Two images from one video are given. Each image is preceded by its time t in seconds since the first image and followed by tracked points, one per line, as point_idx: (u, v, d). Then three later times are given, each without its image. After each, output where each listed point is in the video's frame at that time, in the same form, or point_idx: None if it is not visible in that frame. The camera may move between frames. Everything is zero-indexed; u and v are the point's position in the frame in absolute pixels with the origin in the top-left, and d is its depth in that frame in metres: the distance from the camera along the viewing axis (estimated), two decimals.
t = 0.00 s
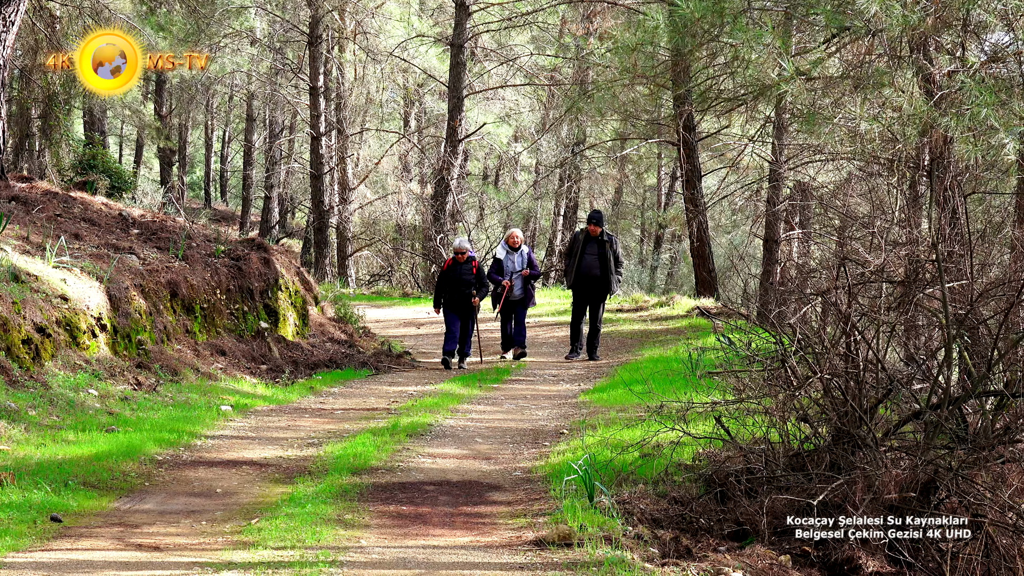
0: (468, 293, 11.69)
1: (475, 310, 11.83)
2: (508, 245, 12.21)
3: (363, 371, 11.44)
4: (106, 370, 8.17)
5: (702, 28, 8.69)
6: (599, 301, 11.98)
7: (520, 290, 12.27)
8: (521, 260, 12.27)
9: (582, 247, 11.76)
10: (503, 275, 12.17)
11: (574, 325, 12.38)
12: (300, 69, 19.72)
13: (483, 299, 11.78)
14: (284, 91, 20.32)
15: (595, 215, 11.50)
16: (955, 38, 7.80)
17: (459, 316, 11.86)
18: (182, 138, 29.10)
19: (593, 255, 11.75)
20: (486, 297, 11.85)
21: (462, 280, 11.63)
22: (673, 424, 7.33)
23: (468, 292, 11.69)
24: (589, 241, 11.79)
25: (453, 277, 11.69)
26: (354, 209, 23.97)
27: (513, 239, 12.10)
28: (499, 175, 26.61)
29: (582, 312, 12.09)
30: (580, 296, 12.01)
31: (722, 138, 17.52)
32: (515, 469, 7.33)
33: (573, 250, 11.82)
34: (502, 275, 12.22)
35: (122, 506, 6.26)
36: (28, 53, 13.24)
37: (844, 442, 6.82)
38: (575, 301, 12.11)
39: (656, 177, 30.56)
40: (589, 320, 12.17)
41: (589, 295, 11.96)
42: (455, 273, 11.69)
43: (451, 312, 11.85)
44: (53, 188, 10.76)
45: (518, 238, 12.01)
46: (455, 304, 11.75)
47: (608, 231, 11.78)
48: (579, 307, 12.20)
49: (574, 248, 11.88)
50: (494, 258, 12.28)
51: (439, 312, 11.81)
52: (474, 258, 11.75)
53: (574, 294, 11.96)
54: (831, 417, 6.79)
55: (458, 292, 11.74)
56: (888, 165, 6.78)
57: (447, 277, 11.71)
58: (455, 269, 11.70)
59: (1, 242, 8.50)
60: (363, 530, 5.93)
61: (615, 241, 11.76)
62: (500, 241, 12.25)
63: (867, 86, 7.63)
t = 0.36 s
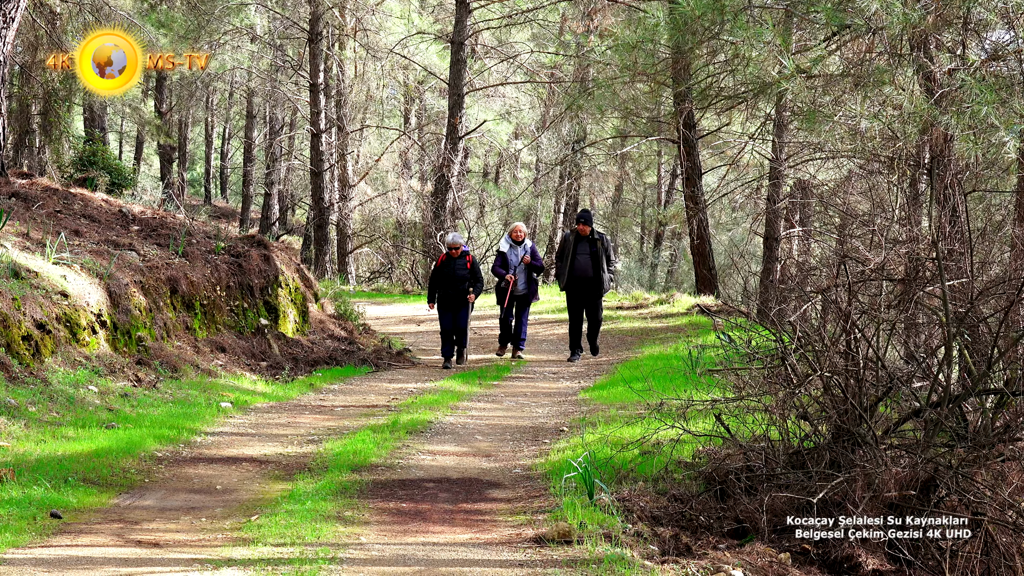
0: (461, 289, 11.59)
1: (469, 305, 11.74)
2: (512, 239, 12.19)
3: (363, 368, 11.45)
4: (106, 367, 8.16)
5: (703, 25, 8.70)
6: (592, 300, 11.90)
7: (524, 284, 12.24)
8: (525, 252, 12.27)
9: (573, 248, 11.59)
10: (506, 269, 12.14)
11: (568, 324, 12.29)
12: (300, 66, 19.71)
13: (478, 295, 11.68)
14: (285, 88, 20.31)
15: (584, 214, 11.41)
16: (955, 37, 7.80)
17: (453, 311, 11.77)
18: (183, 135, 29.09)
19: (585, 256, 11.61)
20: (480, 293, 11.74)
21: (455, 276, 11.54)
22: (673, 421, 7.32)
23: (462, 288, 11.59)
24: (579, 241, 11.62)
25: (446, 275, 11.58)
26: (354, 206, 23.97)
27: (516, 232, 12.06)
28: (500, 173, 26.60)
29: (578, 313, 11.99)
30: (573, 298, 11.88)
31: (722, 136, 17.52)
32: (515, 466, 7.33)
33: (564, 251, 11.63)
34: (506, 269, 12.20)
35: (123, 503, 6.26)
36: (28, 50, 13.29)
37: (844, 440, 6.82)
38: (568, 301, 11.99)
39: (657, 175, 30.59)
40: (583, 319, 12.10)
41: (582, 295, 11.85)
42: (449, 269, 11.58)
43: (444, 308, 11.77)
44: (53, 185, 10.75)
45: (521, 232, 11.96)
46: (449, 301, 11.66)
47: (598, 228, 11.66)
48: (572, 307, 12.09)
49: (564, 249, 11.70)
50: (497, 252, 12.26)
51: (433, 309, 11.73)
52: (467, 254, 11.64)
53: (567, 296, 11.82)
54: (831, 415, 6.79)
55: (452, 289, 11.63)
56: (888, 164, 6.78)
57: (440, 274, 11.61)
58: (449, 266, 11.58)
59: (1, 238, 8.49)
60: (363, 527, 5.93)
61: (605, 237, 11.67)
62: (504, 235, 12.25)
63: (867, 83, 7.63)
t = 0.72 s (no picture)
0: (465, 294, 11.55)
1: (473, 312, 11.70)
2: (510, 245, 12.09)
3: (368, 369, 11.46)
4: (111, 367, 8.17)
5: (709, 28, 8.71)
6: (593, 307, 11.79)
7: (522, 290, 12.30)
8: (522, 260, 12.22)
9: (576, 251, 11.59)
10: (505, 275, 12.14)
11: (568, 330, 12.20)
12: (305, 66, 19.74)
13: (481, 303, 11.64)
14: (290, 89, 20.34)
15: (592, 218, 11.43)
16: (961, 38, 7.73)
17: (457, 318, 11.74)
18: (188, 135, 29.14)
19: (588, 260, 11.59)
20: (484, 301, 11.70)
21: (460, 281, 11.54)
22: (678, 423, 7.30)
23: (466, 294, 11.56)
24: (583, 245, 11.63)
25: (451, 278, 11.61)
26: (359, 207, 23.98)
27: (515, 239, 11.98)
28: (504, 173, 26.59)
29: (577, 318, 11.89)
30: (574, 302, 11.81)
31: (728, 137, 17.52)
32: (519, 468, 7.33)
33: (567, 254, 11.62)
34: (504, 275, 12.21)
35: (127, 503, 6.26)
36: (34, 49, 13.29)
37: (849, 443, 6.84)
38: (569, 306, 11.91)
39: (662, 176, 30.58)
40: (583, 326, 11.98)
41: (583, 300, 11.77)
42: (454, 273, 11.61)
43: (448, 313, 11.76)
44: (58, 184, 10.77)
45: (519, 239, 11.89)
46: (453, 305, 11.65)
47: (603, 235, 11.65)
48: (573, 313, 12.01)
49: (567, 252, 11.69)
50: (495, 258, 12.19)
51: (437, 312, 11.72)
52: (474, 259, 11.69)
53: (568, 300, 11.75)
54: (836, 417, 6.80)
55: (456, 293, 11.63)
56: (894, 166, 6.77)
57: (446, 277, 11.65)
58: (455, 270, 11.63)
59: (7, 238, 8.50)
60: (367, 528, 5.93)
61: (610, 244, 11.64)
62: (502, 241, 12.10)
63: (872, 86, 7.60)
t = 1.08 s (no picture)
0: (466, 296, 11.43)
1: (475, 315, 11.58)
2: (503, 244, 11.97)
3: (367, 373, 11.35)
4: (105, 371, 8.04)
5: (714, 27, 8.58)
6: (596, 307, 11.67)
7: (514, 290, 12.00)
8: (515, 259, 11.98)
9: (579, 250, 11.50)
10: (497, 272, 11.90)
11: (571, 330, 12.05)
12: (304, 65, 19.61)
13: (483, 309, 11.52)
14: (289, 88, 20.20)
15: (595, 215, 11.29)
16: (969, 39, 7.69)
17: (457, 321, 11.60)
18: (185, 135, 28.97)
19: (591, 258, 11.46)
20: (486, 304, 11.58)
21: (460, 281, 11.39)
22: (682, 429, 7.16)
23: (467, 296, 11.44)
24: (587, 243, 11.49)
25: (451, 278, 11.43)
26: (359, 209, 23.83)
27: (507, 236, 11.86)
28: (506, 176, 26.46)
29: (579, 318, 11.79)
30: (576, 301, 11.73)
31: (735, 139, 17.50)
32: (520, 474, 7.19)
33: (570, 252, 11.55)
34: (495, 273, 11.96)
35: (121, 509, 6.13)
36: (30, 48, 13.18)
37: (857, 449, 6.72)
38: (572, 305, 11.82)
39: (667, 178, 30.42)
40: (585, 327, 11.85)
41: (586, 299, 11.66)
42: (454, 273, 11.43)
43: (449, 315, 11.60)
44: (53, 184, 10.65)
45: (512, 235, 11.78)
46: (454, 307, 11.52)
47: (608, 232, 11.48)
48: (576, 313, 11.92)
49: (571, 250, 11.62)
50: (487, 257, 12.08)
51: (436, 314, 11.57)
52: (474, 259, 11.49)
53: (570, 299, 11.68)
54: (843, 423, 6.68)
55: (456, 294, 11.49)
56: (902, 167, 6.65)
57: (445, 277, 11.46)
58: (455, 270, 11.43)
59: (1, 239, 8.38)
60: (365, 535, 5.80)
61: (615, 242, 11.45)
62: (495, 240, 12.04)
63: (880, 85, 7.48)
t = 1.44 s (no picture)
0: (456, 310, 10.85)
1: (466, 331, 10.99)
2: (505, 257, 11.48)
3: (360, 393, 10.90)
4: (79, 390, 7.56)
5: (733, 21, 8.13)
6: (601, 325, 10.97)
7: (510, 309, 11.43)
8: (516, 275, 11.49)
9: (577, 265, 10.82)
10: (494, 286, 11.42)
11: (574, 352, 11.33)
12: (292, 61, 19.08)
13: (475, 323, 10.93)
14: (275, 86, 19.66)
15: (590, 226, 10.64)
16: (1008, 35, 7.11)
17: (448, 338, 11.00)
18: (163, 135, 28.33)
19: (590, 273, 10.79)
20: (478, 318, 11.00)
21: (449, 294, 10.83)
22: (698, 453, 6.68)
23: (457, 310, 10.86)
24: (584, 258, 10.84)
25: (439, 292, 10.88)
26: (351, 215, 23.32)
27: (510, 249, 11.39)
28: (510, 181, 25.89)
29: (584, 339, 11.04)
30: (578, 322, 10.98)
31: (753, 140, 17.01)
32: (525, 501, 6.72)
33: (568, 268, 10.87)
34: (495, 287, 11.48)
35: (96, 539, 5.65)
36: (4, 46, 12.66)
37: (887, 475, 6.24)
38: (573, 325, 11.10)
39: (680, 183, 29.94)
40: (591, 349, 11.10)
41: (589, 319, 10.94)
42: (442, 286, 10.88)
43: (438, 332, 11.00)
44: (26, 190, 10.15)
45: (514, 247, 11.31)
46: (443, 324, 10.91)
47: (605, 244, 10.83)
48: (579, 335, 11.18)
49: (568, 266, 10.94)
50: (488, 270, 11.60)
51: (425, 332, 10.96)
52: (465, 271, 10.96)
53: (571, 321, 10.93)
54: (872, 447, 6.20)
55: (445, 310, 10.90)
56: (935, 172, 6.15)
57: (433, 291, 10.92)
58: (443, 283, 10.89)
59: None
60: (358, 567, 5.32)
61: (614, 254, 10.78)
62: (498, 253, 11.58)
63: (910, 85, 6.95)
